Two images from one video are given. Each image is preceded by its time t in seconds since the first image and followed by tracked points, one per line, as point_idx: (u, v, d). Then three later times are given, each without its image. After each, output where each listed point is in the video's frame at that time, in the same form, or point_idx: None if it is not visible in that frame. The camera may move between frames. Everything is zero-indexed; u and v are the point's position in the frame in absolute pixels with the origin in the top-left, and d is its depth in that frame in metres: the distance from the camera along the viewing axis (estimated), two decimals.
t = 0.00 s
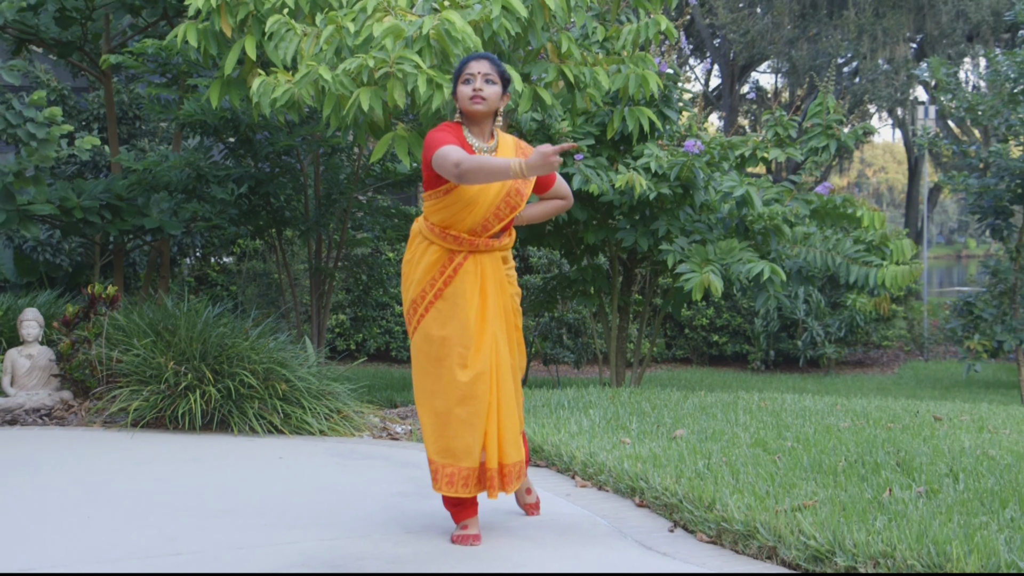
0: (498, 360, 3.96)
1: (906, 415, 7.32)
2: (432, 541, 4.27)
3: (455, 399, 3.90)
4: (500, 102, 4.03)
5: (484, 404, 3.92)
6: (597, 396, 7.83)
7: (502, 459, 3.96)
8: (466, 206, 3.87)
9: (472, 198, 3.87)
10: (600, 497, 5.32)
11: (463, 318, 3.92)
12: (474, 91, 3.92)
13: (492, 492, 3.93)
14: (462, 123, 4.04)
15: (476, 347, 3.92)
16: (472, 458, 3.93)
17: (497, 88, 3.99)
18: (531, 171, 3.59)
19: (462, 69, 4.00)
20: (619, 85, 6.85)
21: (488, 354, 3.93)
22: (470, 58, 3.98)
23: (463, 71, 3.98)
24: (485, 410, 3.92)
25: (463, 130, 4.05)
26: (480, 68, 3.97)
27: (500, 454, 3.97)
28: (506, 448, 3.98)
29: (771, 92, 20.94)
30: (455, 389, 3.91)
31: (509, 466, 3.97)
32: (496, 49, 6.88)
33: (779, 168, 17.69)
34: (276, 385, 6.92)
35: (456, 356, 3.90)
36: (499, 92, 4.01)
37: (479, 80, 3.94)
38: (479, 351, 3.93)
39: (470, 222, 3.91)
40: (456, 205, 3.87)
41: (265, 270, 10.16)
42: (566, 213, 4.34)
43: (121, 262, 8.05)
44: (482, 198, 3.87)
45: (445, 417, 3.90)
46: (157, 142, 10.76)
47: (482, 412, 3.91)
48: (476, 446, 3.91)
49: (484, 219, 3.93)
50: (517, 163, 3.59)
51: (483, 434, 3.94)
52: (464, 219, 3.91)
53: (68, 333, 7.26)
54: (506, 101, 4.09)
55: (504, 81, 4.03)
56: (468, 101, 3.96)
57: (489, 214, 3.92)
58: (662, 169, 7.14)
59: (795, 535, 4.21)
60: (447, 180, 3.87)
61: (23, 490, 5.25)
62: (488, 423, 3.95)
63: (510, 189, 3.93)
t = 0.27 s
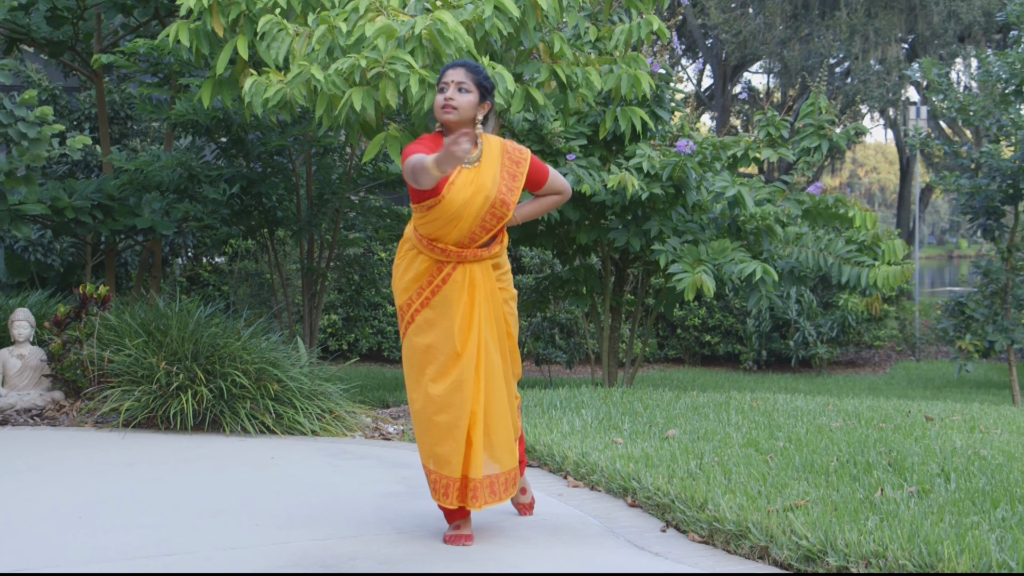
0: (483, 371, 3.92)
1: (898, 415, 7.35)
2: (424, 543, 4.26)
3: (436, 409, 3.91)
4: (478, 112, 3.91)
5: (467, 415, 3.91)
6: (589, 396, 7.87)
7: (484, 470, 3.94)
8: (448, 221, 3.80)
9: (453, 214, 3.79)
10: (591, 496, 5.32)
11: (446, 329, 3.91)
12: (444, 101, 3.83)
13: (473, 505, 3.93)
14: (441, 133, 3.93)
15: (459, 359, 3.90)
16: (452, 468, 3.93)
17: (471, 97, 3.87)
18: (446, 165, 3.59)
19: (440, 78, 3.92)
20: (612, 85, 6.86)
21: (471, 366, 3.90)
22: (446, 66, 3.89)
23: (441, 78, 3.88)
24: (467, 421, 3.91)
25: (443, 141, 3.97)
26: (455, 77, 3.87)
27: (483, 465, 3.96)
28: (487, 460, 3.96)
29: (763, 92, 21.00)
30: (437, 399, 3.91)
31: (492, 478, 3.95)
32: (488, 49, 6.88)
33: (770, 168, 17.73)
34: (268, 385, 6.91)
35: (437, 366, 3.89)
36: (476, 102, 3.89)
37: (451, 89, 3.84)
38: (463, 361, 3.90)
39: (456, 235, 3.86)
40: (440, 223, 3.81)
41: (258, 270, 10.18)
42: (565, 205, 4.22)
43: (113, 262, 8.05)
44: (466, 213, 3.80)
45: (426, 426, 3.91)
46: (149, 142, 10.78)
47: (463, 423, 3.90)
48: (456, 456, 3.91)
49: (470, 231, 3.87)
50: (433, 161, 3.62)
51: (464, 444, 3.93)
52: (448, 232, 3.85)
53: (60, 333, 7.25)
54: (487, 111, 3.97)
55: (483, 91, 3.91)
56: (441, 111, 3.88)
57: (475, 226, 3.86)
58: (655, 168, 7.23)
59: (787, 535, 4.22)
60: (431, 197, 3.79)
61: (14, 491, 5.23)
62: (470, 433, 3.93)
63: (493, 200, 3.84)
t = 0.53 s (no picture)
0: (476, 371, 3.91)
1: (891, 415, 7.36)
2: (417, 542, 4.26)
3: (430, 409, 3.90)
4: (447, 113, 3.90)
5: (460, 415, 3.90)
6: (583, 396, 7.90)
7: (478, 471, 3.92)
8: (429, 222, 3.82)
9: (431, 215, 3.82)
10: (584, 495, 5.32)
11: (439, 329, 3.90)
12: (411, 102, 3.87)
13: (468, 505, 3.91)
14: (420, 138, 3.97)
15: (452, 358, 3.89)
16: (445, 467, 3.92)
17: (438, 98, 3.89)
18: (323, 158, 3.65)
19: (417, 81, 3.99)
20: (606, 85, 6.87)
21: (464, 366, 3.89)
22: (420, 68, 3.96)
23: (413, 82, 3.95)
24: (460, 420, 3.90)
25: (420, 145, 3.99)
26: (427, 78, 3.92)
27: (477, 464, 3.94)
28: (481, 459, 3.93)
29: (757, 91, 21.03)
30: (430, 400, 3.90)
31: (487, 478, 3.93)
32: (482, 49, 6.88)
33: (764, 168, 17.77)
34: (262, 385, 6.91)
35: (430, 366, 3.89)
36: (443, 103, 3.89)
37: (419, 90, 3.89)
38: (455, 361, 3.89)
39: (443, 234, 3.86)
40: (420, 224, 3.84)
41: (252, 270, 10.18)
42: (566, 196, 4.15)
43: (107, 261, 8.05)
44: (445, 212, 3.82)
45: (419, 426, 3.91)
46: (142, 142, 10.78)
47: (456, 423, 3.89)
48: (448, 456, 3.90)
49: (455, 231, 3.88)
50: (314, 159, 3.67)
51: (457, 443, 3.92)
52: (433, 233, 3.87)
53: (53, 333, 7.24)
54: (463, 113, 3.95)
55: (451, 91, 3.91)
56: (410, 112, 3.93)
57: (460, 225, 3.87)
58: (648, 168, 7.28)
59: (781, 535, 4.22)
60: (407, 199, 3.85)
61: (7, 491, 5.22)
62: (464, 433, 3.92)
63: (471, 197, 3.85)
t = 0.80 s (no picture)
0: (469, 369, 3.87)
1: (891, 414, 7.36)
2: (416, 542, 4.26)
3: (424, 407, 3.90)
4: (426, 113, 3.89)
5: (453, 413, 3.88)
6: (583, 395, 7.91)
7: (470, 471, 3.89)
8: (411, 218, 3.86)
9: (411, 212, 3.86)
10: (583, 495, 5.32)
11: (431, 327, 3.90)
12: (390, 104, 3.90)
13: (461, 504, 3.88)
14: (414, 139, 4.01)
15: (444, 356, 3.87)
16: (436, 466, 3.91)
17: (414, 99, 3.87)
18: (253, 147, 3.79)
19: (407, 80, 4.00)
20: (606, 84, 6.88)
21: (456, 365, 3.87)
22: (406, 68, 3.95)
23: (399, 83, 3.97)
24: (452, 419, 3.88)
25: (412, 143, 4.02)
26: (407, 78, 3.91)
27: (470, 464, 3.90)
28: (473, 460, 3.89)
29: (756, 91, 21.05)
30: (423, 399, 3.90)
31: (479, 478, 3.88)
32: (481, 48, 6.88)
33: (763, 167, 17.79)
34: (261, 385, 6.91)
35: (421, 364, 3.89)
36: (419, 102, 3.87)
37: (399, 91, 3.90)
38: (447, 360, 3.87)
39: (431, 232, 3.87)
40: (405, 222, 3.88)
41: (251, 269, 10.19)
42: (564, 190, 3.99)
43: (106, 261, 8.05)
44: (425, 209, 3.84)
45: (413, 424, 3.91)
46: (141, 141, 10.79)
47: (449, 421, 3.87)
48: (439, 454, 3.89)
49: (441, 229, 3.87)
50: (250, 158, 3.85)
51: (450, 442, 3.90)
52: (421, 231, 3.89)
53: (52, 332, 7.20)
54: (447, 110, 3.90)
55: (428, 90, 3.87)
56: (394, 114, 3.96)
57: (445, 222, 3.86)
58: (648, 167, 7.30)
59: (781, 534, 4.21)
60: (394, 197, 3.92)
61: (6, 491, 5.22)
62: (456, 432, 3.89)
63: (452, 193, 3.84)
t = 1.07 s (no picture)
0: (459, 368, 3.85)
1: (892, 413, 7.36)
2: (418, 541, 4.26)
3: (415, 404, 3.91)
4: (418, 112, 3.88)
5: (441, 412, 3.87)
6: (584, 394, 7.92)
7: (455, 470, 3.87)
8: (402, 215, 3.88)
9: (400, 208, 3.88)
10: (585, 493, 5.32)
11: (423, 324, 3.90)
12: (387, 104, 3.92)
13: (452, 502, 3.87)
14: (418, 139, 4.02)
15: (433, 353, 3.87)
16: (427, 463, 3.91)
17: (407, 98, 3.88)
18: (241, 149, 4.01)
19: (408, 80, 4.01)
20: (607, 83, 6.89)
21: (446, 363, 3.85)
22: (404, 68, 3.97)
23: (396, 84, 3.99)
24: (441, 417, 3.87)
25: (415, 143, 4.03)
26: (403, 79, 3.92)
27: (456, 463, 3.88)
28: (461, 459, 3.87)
29: (758, 90, 21.05)
30: (414, 396, 3.89)
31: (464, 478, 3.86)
32: (483, 47, 6.88)
33: (764, 166, 17.81)
34: (263, 384, 6.90)
35: (412, 362, 3.89)
36: (409, 102, 3.87)
37: (396, 91, 3.91)
38: (437, 358, 3.86)
39: (421, 229, 3.87)
40: (397, 218, 3.89)
41: (253, 268, 10.20)
42: (556, 191, 3.85)
43: (108, 260, 8.06)
44: (414, 205, 3.84)
45: (405, 421, 3.92)
46: (143, 140, 10.81)
47: (437, 419, 3.87)
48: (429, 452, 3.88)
49: (431, 225, 3.86)
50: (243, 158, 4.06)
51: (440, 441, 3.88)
52: (414, 228, 3.90)
53: (54, 331, 7.21)
54: (440, 108, 3.87)
55: (417, 90, 3.86)
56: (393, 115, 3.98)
57: (434, 218, 3.85)
58: (650, 167, 7.31)
59: (782, 533, 4.22)
60: (390, 194, 3.95)
61: (8, 489, 5.23)
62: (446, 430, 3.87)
63: (438, 190, 3.82)
